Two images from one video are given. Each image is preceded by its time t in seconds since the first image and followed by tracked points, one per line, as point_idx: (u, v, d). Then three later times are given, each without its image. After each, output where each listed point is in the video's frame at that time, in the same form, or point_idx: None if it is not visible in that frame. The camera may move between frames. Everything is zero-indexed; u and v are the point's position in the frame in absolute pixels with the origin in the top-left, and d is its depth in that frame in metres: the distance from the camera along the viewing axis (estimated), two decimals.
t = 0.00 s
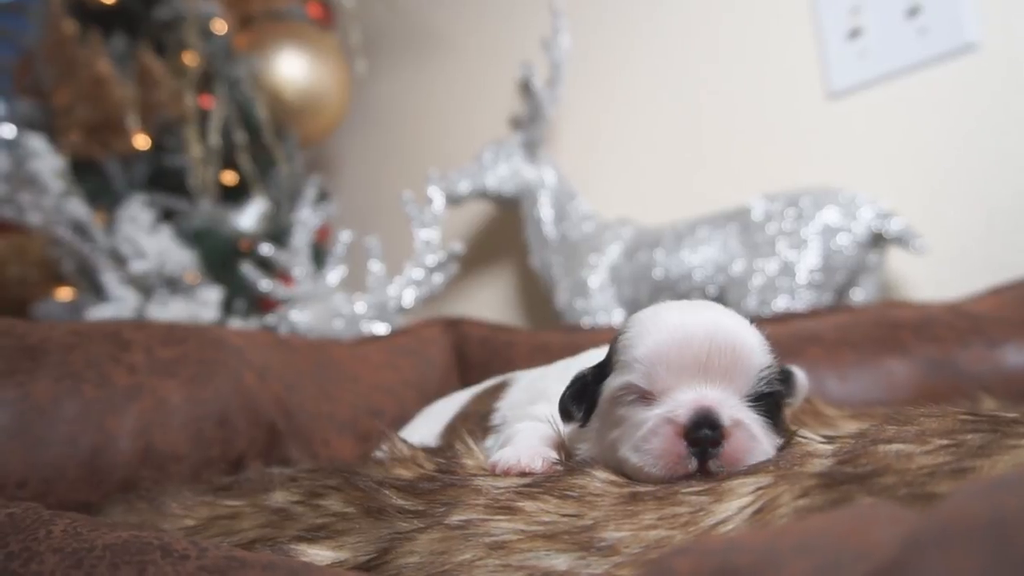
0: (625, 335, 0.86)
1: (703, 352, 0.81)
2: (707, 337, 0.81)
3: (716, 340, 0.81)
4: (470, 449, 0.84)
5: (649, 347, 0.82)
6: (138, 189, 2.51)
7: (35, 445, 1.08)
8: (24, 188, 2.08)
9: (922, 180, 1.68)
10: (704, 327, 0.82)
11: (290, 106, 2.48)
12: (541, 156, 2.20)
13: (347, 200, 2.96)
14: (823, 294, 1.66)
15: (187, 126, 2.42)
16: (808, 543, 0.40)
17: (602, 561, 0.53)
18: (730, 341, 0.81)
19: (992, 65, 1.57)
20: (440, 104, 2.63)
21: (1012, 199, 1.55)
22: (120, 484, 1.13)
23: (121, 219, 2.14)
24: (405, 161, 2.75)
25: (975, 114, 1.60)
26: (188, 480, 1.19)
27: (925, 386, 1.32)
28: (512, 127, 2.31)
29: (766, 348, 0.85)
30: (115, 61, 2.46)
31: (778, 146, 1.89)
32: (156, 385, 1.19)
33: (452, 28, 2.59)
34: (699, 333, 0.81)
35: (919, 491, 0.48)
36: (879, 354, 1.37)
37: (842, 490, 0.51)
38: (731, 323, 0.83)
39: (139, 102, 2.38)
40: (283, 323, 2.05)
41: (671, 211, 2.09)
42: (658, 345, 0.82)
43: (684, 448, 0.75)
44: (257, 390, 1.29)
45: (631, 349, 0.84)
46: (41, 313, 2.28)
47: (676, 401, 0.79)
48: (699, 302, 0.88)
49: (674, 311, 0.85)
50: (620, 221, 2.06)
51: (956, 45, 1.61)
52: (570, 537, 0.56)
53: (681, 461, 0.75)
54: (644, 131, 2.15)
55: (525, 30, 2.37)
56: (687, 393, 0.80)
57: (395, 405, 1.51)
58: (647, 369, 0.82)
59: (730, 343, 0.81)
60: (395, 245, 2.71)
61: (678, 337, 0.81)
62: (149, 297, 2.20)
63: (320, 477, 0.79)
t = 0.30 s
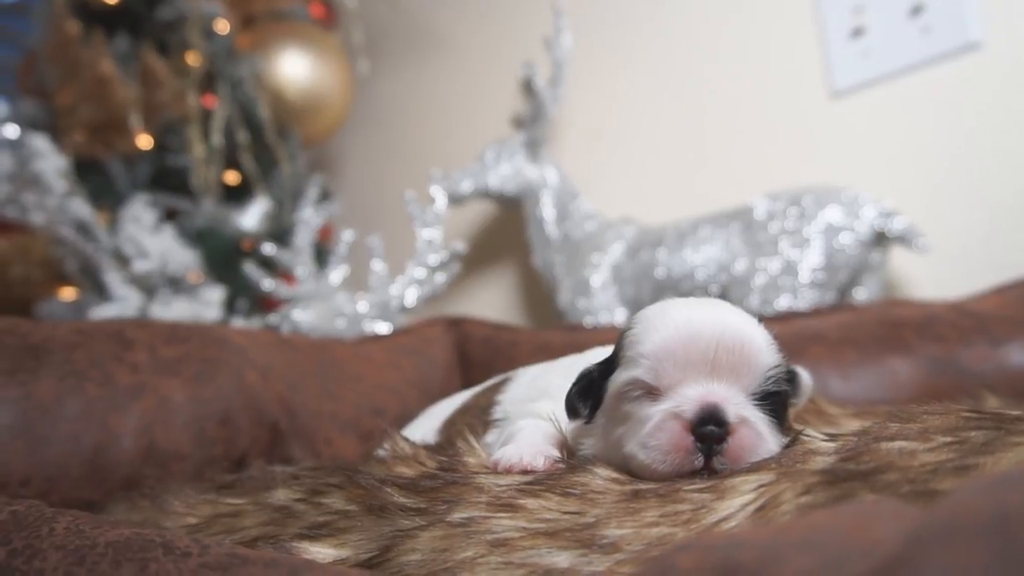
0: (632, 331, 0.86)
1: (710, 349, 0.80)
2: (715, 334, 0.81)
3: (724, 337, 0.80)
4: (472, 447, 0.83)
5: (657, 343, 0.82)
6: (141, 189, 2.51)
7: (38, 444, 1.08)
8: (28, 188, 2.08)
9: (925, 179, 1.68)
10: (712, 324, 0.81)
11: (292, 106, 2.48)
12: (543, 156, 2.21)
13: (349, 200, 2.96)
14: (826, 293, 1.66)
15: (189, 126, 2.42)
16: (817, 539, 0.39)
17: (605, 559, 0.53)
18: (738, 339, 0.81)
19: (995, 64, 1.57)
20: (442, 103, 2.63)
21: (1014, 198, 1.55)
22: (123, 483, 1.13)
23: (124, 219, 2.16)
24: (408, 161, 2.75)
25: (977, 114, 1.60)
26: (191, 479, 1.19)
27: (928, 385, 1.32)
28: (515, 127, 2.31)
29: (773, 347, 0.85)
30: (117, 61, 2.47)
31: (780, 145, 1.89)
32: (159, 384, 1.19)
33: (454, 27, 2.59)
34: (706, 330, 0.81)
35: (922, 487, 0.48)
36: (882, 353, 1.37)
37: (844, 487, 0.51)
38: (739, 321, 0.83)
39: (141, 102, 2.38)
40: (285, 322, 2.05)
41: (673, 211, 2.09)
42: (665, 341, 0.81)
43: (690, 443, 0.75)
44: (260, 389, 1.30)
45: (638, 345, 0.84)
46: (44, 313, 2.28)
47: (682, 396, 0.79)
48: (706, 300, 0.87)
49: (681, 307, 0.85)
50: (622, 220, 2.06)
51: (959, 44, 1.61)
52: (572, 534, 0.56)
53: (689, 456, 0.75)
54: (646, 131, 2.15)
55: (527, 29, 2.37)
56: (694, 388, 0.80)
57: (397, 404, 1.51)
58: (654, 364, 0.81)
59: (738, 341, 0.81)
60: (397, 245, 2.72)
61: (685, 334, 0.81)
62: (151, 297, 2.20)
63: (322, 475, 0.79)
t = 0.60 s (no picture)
0: (638, 330, 0.86)
1: (716, 346, 0.80)
2: (721, 331, 0.81)
3: (730, 334, 0.80)
4: (476, 447, 0.83)
5: (663, 340, 0.82)
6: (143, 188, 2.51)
7: (42, 443, 1.08)
8: (30, 187, 2.09)
9: (928, 180, 1.68)
10: (718, 321, 0.81)
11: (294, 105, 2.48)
12: (546, 156, 2.21)
13: (351, 199, 2.96)
14: (828, 294, 1.66)
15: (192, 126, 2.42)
16: (824, 539, 0.40)
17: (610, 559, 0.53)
18: (744, 336, 0.81)
19: (997, 64, 1.57)
20: (445, 103, 2.63)
21: (1015, 199, 1.56)
22: (126, 482, 1.13)
23: (127, 218, 2.16)
24: (410, 160, 2.75)
25: (979, 115, 1.60)
26: (194, 478, 1.19)
27: (929, 386, 1.32)
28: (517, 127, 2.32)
29: (778, 345, 0.85)
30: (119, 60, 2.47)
31: (782, 146, 1.89)
32: (162, 383, 1.19)
33: (456, 27, 2.59)
34: (713, 327, 0.81)
35: (927, 488, 0.48)
36: (884, 354, 1.37)
37: (849, 488, 0.51)
38: (744, 319, 0.83)
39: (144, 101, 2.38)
40: (287, 322, 2.05)
41: (676, 210, 2.09)
42: (671, 338, 0.81)
43: (698, 437, 0.75)
44: (263, 388, 1.30)
45: (644, 343, 0.83)
46: (47, 312, 2.29)
47: (689, 391, 0.79)
48: (711, 301, 0.88)
49: (687, 307, 0.85)
50: (624, 221, 2.06)
51: (961, 45, 1.61)
52: (576, 534, 0.56)
53: (696, 451, 0.75)
54: (648, 132, 2.15)
55: (529, 29, 2.37)
56: (701, 383, 0.80)
57: (399, 404, 1.51)
58: (661, 360, 0.81)
59: (744, 337, 0.81)
60: (399, 244, 2.72)
61: (692, 330, 0.81)
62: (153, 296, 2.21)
63: (325, 475, 0.79)
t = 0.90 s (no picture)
0: (629, 335, 0.85)
1: (708, 352, 0.80)
2: (713, 336, 0.80)
3: (722, 339, 0.80)
4: (474, 448, 0.83)
5: (655, 346, 0.81)
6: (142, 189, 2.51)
7: (39, 444, 1.08)
8: (29, 188, 2.08)
9: (928, 180, 1.67)
10: (709, 325, 0.81)
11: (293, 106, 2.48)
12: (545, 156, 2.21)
13: (350, 199, 2.95)
14: (828, 294, 1.66)
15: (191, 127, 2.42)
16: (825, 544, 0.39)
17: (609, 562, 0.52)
18: (736, 340, 0.80)
19: (997, 63, 1.57)
20: (444, 103, 2.63)
21: (1015, 198, 1.55)
22: (124, 484, 1.13)
23: (126, 218, 2.15)
24: (409, 160, 2.75)
25: (978, 114, 1.60)
26: (192, 480, 1.18)
27: (929, 385, 1.32)
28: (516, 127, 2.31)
29: (771, 345, 0.84)
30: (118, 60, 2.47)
31: (782, 146, 1.89)
32: (160, 384, 1.19)
33: (455, 27, 2.59)
34: (704, 331, 0.80)
35: (928, 490, 0.47)
36: (884, 354, 1.37)
37: (849, 490, 0.50)
38: (736, 321, 0.82)
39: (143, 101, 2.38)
40: (286, 322, 2.05)
41: (675, 211, 2.08)
42: (663, 345, 0.81)
43: (692, 448, 0.74)
44: (261, 390, 1.29)
45: (636, 349, 0.83)
46: (46, 314, 2.29)
47: (683, 400, 0.78)
48: (703, 300, 0.87)
49: (678, 309, 0.84)
50: (623, 220, 2.06)
51: (960, 44, 1.61)
52: (574, 537, 0.56)
53: (690, 461, 0.74)
54: (647, 132, 2.15)
55: (529, 29, 2.37)
56: (694, 391, 0.79)
57: (398, 405, 1.51)
58: (653, 368, 0.81)
59: (736, 341, 0.80)
60: (399, 245, 2.71)
61: (683, 336, 0.80)
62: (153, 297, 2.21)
63: (323, 476, 0.78)
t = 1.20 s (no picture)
0: (646, 329, 0.83)
1: (729, 346, 0.77)
2: (733, 330, 0.78)
3: (743, 333, 0.77)
4: (480, 447, 0.80)
5: (673, 340, 0.79)
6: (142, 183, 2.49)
7: (35, 442, 1.06)
8: (30, 182, 2.05)
9: (937, 176, 1.65)
10: (730, 320, 0.78)
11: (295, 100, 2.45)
12: (549, 151, 2.18)
13: (352, 194, 2.93)
14: (835, 292, 1.64)
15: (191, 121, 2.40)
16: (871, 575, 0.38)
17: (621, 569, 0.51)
18: (758, 336, 0.78)
19: (1007, 59, 1.55)
20: (446, 98, 2.60)
21: None
22: (122, 482, 1.11)
23: (125, 213, 2.14)
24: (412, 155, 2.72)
25: (986, 111, 1.58)
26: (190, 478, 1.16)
27: (940, 385, 1.30)
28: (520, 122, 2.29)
29: (792, 343, 0.82)
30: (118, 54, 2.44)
31: (788, 142, 1.87)
32: (158, 380, 1.17)
33: (458, 21, 2.56)
34: (724, 326, 0.78)
35: (959, 497, 0.45)
36: (893, 352, 1.34)
37: (876, 496, 0.48)
38: (757, 317, 0.80)
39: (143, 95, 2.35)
40: (287, 318, 2.02)
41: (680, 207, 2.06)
42: (682, 338, 0.78)
43: (710, 443, 0.72)
44: (261, 386, 1.27)
45: (653, 342, 0.80)
46: (43, 308, 2.26)
47: (701, 394, 0.76)
48: (722, 296, 0.85)
49: (697, 304, 0.82)
50: (627, 216, 2.03)
51: (969, 40, 1.59)
52: (586, 542, 0.54)
53: (707, 457, 0.72)
54: (652, 127, 2.13)
55: (532, 24, 2.35)
56: (712, 385, 0.77)
57: (400, 402, 1.48)
58: (670, 362, 0.78)
59: (758, 337, 0.78)
60: (400, 240, 2.69)
61: (702, 330, 0.78)
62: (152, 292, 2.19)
63: (324, 476, 0.76)
